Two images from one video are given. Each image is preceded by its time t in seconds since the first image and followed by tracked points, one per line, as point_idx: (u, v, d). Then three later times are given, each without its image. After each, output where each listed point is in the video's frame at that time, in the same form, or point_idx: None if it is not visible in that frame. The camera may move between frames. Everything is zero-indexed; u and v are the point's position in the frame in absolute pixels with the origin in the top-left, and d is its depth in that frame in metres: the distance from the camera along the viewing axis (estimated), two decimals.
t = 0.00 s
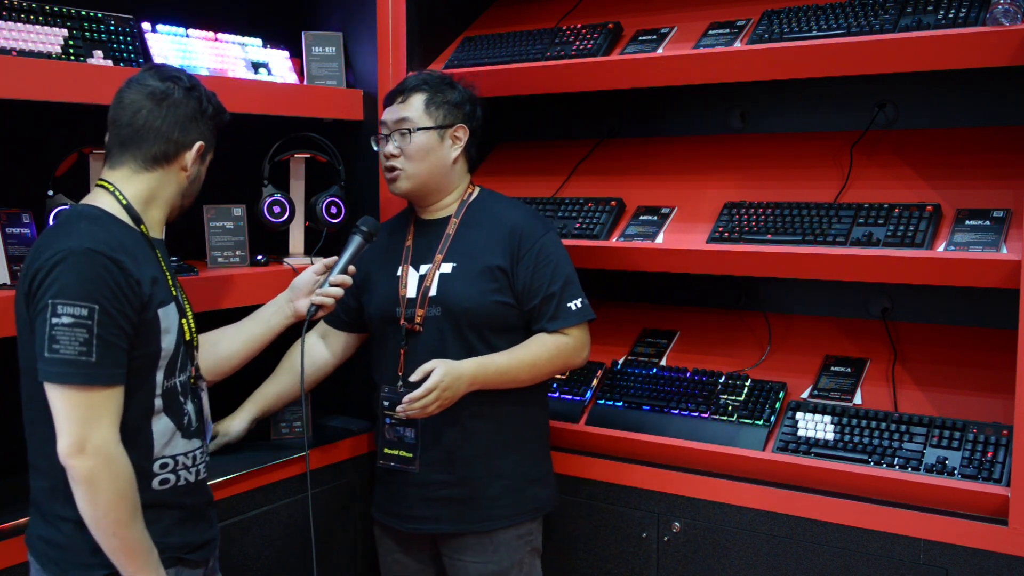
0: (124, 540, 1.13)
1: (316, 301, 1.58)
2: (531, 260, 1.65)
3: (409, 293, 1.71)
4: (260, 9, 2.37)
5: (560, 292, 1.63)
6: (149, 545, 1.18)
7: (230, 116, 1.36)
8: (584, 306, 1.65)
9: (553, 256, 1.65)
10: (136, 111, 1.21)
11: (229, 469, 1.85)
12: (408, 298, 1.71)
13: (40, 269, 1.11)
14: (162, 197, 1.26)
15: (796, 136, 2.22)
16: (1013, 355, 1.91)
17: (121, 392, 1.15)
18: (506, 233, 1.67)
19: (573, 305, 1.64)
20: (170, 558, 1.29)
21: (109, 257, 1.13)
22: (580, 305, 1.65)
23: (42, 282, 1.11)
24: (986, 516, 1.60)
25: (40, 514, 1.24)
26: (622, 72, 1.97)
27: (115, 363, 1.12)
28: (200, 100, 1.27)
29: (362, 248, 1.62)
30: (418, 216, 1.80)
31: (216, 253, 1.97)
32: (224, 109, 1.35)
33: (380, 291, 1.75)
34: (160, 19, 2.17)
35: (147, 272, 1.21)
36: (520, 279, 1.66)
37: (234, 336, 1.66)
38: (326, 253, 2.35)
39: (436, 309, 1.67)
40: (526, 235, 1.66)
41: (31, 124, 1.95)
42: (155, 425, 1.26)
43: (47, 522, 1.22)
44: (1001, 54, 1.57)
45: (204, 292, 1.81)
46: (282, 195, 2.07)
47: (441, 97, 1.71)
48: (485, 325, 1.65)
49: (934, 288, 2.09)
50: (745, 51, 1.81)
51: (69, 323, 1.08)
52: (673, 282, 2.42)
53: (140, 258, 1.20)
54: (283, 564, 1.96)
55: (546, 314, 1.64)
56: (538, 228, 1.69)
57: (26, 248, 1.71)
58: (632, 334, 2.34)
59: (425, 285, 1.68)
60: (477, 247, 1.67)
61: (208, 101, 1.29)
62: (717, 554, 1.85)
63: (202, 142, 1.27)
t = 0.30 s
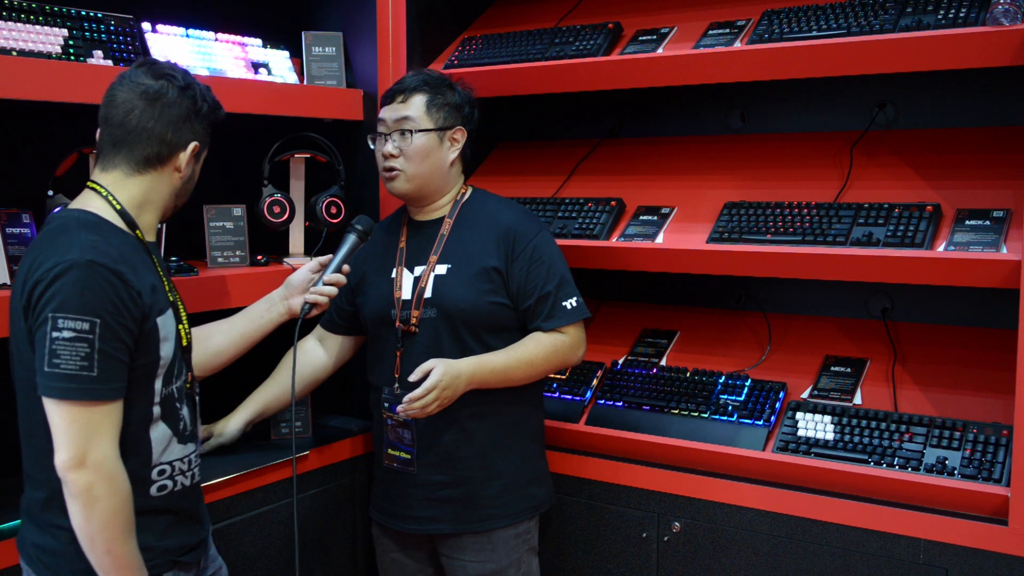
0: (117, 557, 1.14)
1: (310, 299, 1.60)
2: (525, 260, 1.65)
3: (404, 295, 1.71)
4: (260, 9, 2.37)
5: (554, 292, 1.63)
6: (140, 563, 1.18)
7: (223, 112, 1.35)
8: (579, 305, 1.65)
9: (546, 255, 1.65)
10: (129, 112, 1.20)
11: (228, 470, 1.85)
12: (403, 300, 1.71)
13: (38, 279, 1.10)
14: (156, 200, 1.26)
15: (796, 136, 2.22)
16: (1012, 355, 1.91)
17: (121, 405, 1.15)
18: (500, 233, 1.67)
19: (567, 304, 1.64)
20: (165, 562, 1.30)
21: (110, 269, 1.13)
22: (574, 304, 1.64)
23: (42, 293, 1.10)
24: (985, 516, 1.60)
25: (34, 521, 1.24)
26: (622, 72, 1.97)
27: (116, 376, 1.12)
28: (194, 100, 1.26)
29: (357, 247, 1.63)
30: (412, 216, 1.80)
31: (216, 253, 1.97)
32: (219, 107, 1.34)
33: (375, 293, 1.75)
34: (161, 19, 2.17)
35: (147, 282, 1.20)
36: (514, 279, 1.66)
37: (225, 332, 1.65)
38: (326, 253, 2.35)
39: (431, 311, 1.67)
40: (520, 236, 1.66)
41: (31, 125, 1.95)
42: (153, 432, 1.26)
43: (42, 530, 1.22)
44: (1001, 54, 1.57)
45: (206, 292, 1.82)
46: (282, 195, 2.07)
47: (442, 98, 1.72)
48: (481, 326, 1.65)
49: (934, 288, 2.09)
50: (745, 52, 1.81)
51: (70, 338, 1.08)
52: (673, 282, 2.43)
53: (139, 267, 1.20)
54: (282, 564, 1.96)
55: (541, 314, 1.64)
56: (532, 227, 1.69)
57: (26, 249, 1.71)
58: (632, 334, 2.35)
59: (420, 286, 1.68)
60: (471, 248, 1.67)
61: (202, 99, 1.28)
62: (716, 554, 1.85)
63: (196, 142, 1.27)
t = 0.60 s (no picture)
0: (119, 541, 1.13)
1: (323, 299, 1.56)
2: (526, 261, 1.65)
3: (404, 291, 1.71)
4: (259, 8, 2.37)
5: (551, 293, 1.63)
6: (144, 549, 1.17)
7: (219, 89, 1.32)
8: (574, 308, 1.64)
9: (545, 257, 1.66)
10: (110, 117, 1.22)
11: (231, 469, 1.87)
12: (403, 296, 1.71)
13: (37, 277, 1.14)
14: (162, 195, 1.28)
15: (796, 136, 2.22)
16: (1012, 355, 1.91)
17: (117, 395, 1.15)
18: (502, 233, 1.67)
19: (561, 306, 1.63)
20: (187, 551, 1.29)
21: (100, 262, 1.14)
22: (568, 307, 1.63)
23: (39, 290, 1.13)
24: (985, 516, 1.60)
25: (64, 507, 1.26)
26: (622, 72, 1.97)
27: (107, 367, 1.13)
28: (169, 88, 1.24)
29: (371, 247, 1.60)
30: (416, 214, 1.80)
31: (216, 253, 1.97)
32: (212, 84, 1.31)
33: (377, 288, 1.76)
34: (161, 19, 2.17)
35: (144, 276, 1.22)
36: (514, 278, 1.66)
37: (246, 335, 1.65)
38: (326, 253, 2.35)
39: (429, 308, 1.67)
40: (522, 236, 1.67)
41: (31, 125, 1.95)
42: (166, 421, 1.27)
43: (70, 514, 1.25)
44: (1001, 54, 1.57)
45: (211, 290, 1.83)
46: (283, 195, 2.07)
47: (438, 94, 1.71)
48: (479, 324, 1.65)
49: (933, 288, 2.09)
50: (745, 52, 1.80)
51: (59, 330, 1.10)
52: (673, 282, 2.42)
53: (137, 262, 1.21)
54: (282, 564, 1.96)
55: (537, 314, 1.63)
56: (534, 230, 1.69)
57: (27, 248, 1.70)
58: (632, 334, 2.35)
59: (421, 282, 1.68)
60: (473, 246, 1.67)
61: (181, 85, 1.25)
62: (717, 554, 1.85)
63: (183, 130, 1.25)
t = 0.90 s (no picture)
0: (116, 531, 1.13)
1: (329, 299, 1.57)
2: (538, 269, 1.66)
3: (412, 289, 1.70)
4: (259, 9, 2.37)
5: (562, 302, 1.64)
6: (142, 540, 1.17)
7: (219, 85, 1.31)
8: (583, 320, 1.66)
9: (558, 267, 1.67)
10: (112, 120, 1.23)
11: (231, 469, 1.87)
12: (411, 293, 1.70)
13: (40, 272, 1.15)
14: (168, 192, 1.29)
15: (796, 136, 2.22)
16: (1012, 355, 1.91)
17: (117, 389, 1.15)
18: (514, 238, 1.67)
19: (572, 317, 1.65)
20: (187, 548, 1.29)
21: (100, 256, 1.15)
22: (578, 318, 1.65)
23: (42, 285, 1.14)
24: (985, 516, 1.60)
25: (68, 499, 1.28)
26: (622, 72, 1.97)
27: (106, 360, 1.13)
28: (164, 88, 1.24)
29: (373, 244, 1.61)
30: (422, 211, 1.80)
31: (216, 253, 1.97)
32: (211, 81, 1.31)
33: (385, 284, 1.74)
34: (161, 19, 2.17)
35: (146, 272, 1.22)
36: (524, 283, 1.66)
37: (254, 336, 1.67)
38: (326, 253, 2.35)
39: (439, 307, 1.67)
40: (536, 243, 1.67)
41: (31, 125, 1.95)
42: (168, 416, 1.27)
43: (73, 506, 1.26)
44: (1001, 54, 1.57)
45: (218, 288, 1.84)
46: (283, 195, 2.07)
47: (438, 89, 1.71)
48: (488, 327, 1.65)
49: (933, 288, 2.09)
50: (745, 52, 1.81)
51: (58, 323, 1.10)
52: (673, 282, 2.42)
53: (138, 257, 1.21)
54: (281, 564, 1.95)
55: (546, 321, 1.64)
56: (546, 238, 1.70)
57: (27, 248, 1.70)
58: (631, 334, 2.35)
59: (430, 281, 1.68)
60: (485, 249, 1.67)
61: (177, 83, 1.25)
62: (717, 554, 1.85)
63: (182, 127, 1.25)
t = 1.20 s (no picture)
0: (111, 537, 1.14)
1: (321, 303, 1.56)
2: (540, 267, 1.66)
3: (413, 291, 1.70)
4: (259, 8, 2.37)
5: (564, 299, 1.65)
6: (138, 544, 1.18)
7: (211, 85, 1.31)
8: (585, 315, 1.67)
9: (559, 264, 1.67)
10: (101, 119, 1.23)
11: (229, 470, 1.86)
12: (412, 295, 1.70)
13: (34, 271, 1.14)
14: (158, 193, 1.28)
15: (796, 136, 2.22)
16: (1012, 355, 1.91)
17: (112, 393, 1.16)
18: (515, 237, 1.68)
19: (576, 313, 1.65)
20: (174, 556, 1.30)
21: (98, 258, 1.15)
22: (582, 314, 1.66)
23: (36, 285, 1.14)
24: (985, 516, 1.60)
25: (50, 511, 1.26)
26: (622, 72, 1.97)
27: (103, 363, 1.13)
28: (155, 87, 1.24)
29: (367, 252, 1.61)
30: (423, 212, 1.79)
31: (216, 253, 1.97)
32: (203, 80, 1.31)
33: (385, 286, 1.74)
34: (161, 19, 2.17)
35: (141, 275, 1.22)
36: (525, 282, 1.67)
37: (243, 338, 1.68)
38: (326, 253, 2.35)
39: (441, 308, 1.67)
40: (536, 241, 1.68)
41: (32, 125, 1.95)
42: (159, 422, 1.27)
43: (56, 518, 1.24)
44: (1001, 54, 1.57)
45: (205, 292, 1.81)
46: (283, 195, 2.07)
47: (450, 90, 1.72)
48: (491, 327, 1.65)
49: (933, 288, 2.09)
50: (744, 51, 1.81)
51: (56, 324, 1.10)
52: (673, 281, 2.42)
53: (134, 260, 1.22)
54: (281, 564, 1.96)
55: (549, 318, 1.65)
56: (546, 235, 1.70)
57: (27, 249, 1.70)
58: (632, 334, 2.35)
59: (432, 283, 1.68)
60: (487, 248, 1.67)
61: (168, 82, 1.25)
62: (717, 554, 1.85)
63: (173, 127, 1.25)
